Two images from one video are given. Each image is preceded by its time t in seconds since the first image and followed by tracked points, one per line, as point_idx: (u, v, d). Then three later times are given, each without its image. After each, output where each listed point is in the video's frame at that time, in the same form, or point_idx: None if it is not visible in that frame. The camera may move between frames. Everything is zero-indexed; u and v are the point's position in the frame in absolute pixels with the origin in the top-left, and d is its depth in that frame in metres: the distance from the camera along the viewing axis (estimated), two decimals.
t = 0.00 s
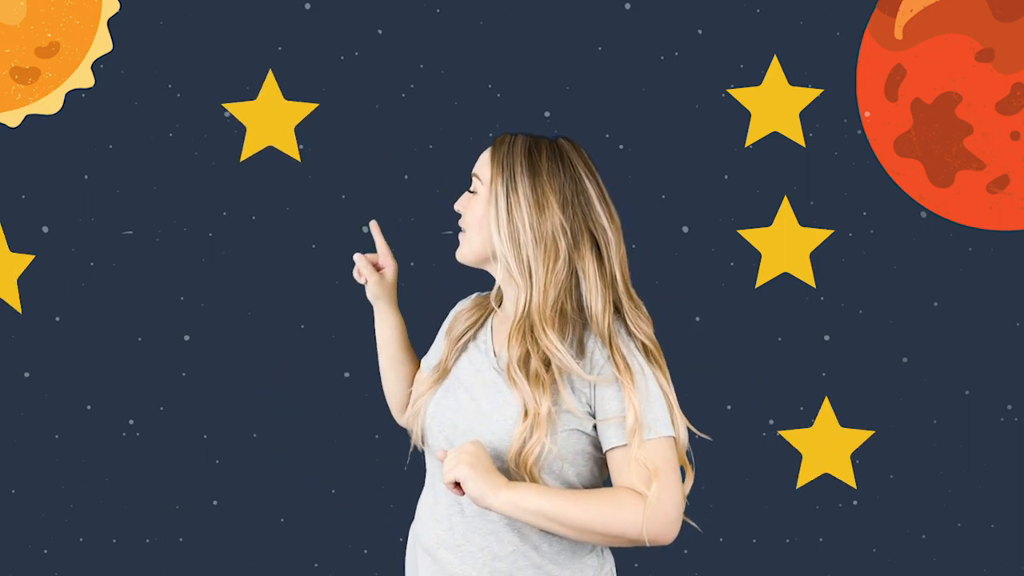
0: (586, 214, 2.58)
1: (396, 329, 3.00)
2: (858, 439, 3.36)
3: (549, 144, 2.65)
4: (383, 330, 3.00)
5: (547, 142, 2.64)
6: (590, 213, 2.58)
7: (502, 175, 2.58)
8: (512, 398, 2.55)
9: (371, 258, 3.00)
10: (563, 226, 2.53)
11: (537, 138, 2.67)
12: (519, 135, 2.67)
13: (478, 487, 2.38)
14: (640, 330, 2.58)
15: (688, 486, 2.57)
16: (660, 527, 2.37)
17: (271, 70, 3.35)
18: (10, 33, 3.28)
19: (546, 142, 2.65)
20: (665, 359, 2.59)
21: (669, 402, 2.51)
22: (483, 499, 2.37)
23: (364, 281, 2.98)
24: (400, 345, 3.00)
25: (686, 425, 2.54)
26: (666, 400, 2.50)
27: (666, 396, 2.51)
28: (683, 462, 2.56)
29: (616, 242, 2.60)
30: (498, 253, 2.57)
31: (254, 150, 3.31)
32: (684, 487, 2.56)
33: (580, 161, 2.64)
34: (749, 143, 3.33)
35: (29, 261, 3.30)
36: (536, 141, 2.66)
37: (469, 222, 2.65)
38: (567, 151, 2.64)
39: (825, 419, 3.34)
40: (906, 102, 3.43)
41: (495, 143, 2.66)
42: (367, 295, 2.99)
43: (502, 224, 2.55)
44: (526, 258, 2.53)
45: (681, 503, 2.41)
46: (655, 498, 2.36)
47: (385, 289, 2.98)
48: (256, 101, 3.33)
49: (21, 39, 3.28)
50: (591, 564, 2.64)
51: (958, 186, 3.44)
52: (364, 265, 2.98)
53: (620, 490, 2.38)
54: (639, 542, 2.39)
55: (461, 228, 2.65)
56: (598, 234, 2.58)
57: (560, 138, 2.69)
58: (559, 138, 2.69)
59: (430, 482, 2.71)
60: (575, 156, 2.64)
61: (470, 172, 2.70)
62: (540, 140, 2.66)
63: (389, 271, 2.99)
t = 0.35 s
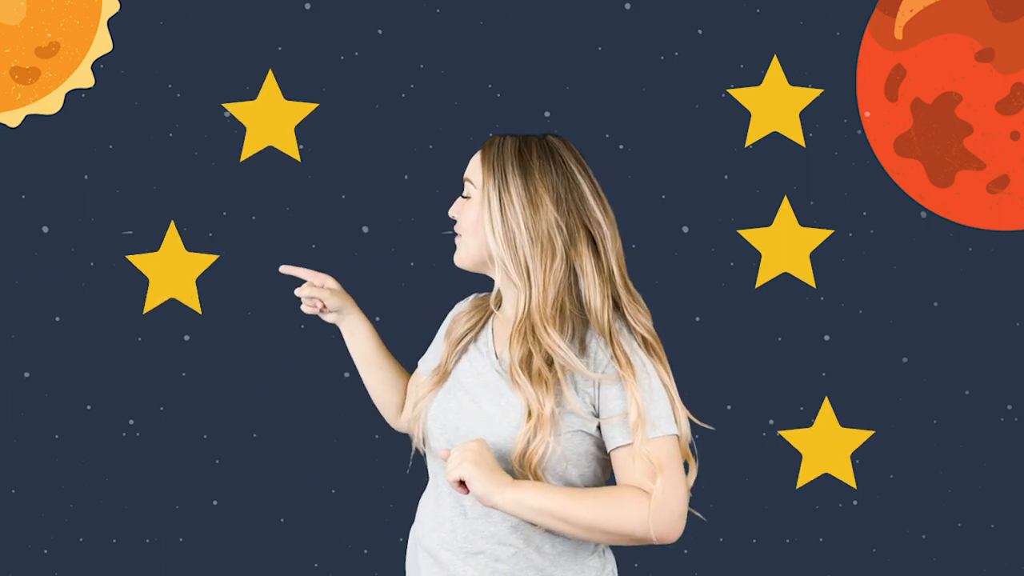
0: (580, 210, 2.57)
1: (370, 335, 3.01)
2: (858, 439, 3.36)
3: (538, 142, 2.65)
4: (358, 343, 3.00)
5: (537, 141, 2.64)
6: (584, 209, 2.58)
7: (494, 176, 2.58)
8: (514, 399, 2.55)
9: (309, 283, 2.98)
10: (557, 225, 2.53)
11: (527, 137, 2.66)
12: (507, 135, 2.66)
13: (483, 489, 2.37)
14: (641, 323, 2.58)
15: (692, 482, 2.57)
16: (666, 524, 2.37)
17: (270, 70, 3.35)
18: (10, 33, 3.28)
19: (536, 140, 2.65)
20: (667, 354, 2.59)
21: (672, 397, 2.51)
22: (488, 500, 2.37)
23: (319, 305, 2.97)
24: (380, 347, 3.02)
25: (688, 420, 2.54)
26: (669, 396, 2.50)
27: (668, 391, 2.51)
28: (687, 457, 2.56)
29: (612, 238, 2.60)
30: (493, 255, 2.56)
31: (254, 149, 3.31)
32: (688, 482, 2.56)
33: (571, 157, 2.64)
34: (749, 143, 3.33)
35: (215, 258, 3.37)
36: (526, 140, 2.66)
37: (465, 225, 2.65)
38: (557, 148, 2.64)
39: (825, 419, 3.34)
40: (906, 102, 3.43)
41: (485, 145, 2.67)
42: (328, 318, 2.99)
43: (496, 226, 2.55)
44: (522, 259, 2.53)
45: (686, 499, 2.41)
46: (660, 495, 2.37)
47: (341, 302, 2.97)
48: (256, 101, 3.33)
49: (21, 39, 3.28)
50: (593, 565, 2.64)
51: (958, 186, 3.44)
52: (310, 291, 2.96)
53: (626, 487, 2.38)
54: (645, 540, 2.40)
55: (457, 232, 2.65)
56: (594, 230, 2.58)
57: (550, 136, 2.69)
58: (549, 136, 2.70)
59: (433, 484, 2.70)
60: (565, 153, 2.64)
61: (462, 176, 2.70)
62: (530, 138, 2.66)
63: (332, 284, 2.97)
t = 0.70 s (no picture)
0: (563, 208, 2.57)
1: (376, 337, 3.01)
2: (858, 439, 3.36)
3: (519, 143, 2.65)
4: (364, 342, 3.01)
5: (518, 141, 2.65)
6: (568, 207, 2.58)
7: (476, 180, 2.58)
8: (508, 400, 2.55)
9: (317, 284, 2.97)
10: (540, 224, 2.53)
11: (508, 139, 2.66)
12: (488, 139, 2.67)
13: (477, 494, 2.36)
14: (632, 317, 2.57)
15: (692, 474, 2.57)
16: (665, 520, 2.36)
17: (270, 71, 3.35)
18: (10, 33, 3.28)
19: (517, 141, 2.65)
20: (661, 349, 2.58)
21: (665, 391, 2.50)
22: (485, 505, 2.36)
23: (327, 305, 2.96)
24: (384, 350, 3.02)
25: (685, 413, 2.54)
26: (662, 391, 2.49)
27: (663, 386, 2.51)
28: (686, 449, 2.56)
29: (598, 234, 2.60)
30: (478, 259, 2.57)
31: (254, 150, 3.31)
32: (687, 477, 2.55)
33: (551, 154, 2.63)
34: (749, 143, 3.33)
35: (259, 258, 3.38)
36: (508, 142, 2.66)
37: (454, 230, 2.67)
38: (537, 147, 2.64)
39: (824, 419, 3.34)
40: (906, 102, 3.43)
41: (467, 149, 2.68)
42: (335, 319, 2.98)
43: (479, 229, 2.55)
44: (507, 260, 2.54)
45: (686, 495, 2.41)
46: (659, 493, 2.37)
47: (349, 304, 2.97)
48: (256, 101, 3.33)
49: (21, 39, 3.28)
50: (595, 565, 2.64)
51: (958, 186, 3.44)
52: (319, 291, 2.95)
53: (623, 487, 2.38)
54: (645, 538, 2.39)
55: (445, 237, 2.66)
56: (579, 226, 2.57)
57: (532, 135, 2.70)
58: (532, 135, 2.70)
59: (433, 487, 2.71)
60: (546, 151, 2.64)
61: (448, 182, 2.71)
62: (510, 140, 2.66)
63: (341, 286, 2.96)
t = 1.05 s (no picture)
0: (548, 208, 2.57)
1: (404, 380, 3.04)
2: (858, 439, 3.36)
3: (502, 144, 2.65)
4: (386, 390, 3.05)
5: (502, 143, 2.65)
6: (552, 206, 2.57)
7: (459, 185, 2.59)
8: (501, 401, 2.55)
9: (352, 331, 3.02)
10: (524, 226, 2.53)
11: (491, 141, 2.67)
12: (471, 142, 2.67)
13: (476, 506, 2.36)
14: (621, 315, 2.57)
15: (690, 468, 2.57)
16: (664, 520, 2.36)
17: (270, 71, 3.35)
18: (10, 33, 3.28)
19: (501, 142, 2.65)
20: (655, 346, 2.58)
21: (658, 388, 2.49)
22: (485, 514, 2.36)
23: (357, 353, 3.01)
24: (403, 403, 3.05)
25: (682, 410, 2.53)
26: (655, 389, 2.48)
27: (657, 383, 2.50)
28: (683, 445, 2.56)
29: (584, 232, 2.59)
30: (464, 265, 2.58)
31: (254, 150, 3.31)
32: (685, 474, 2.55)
33: (534, 154, 2.63)
34: (749, 143, 3.33)
35: (259, 258, 3.38)
36: (491, 144, 2.66)
37: (442, 234, 2.68)
38: (520, 147, 2.64)
39: (824, 419, 3.34)
40: (906, 102, 3.43)
41: (452, 153, 2.68)
42: (361, 366, 3.01)
43: (463, 234, 2.56)
44: (493, 263, 2.54)
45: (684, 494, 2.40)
46: (658, 493, 2.36)
47: (379, 356, 3.01)
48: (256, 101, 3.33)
49: (21, 39, 3.28)
50: (595, 566, 2.63)
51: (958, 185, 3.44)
52: (352, 336, 3.01)
53: (622, 488, 2.38)
54: (645, 537, 2.39)
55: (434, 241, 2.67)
56: (564, 225, 2.57)
57: (516, 135, 2.69)
58: (516, 135, 2.70)
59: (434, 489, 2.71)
60: (529, 150, 2.64)
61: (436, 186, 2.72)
62: (494, 142, 2.66)
63: (377, 336, 3.03)
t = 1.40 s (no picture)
0: (552, 211, 2.57)
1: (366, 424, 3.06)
2: (858, 439, 3.35)
3: (507, 144, 2.65)
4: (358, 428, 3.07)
5: (507, 144, 2.65)
6: (556, 210, 2.57)
7: (463, 185, 2.59)
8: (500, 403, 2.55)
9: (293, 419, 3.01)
10: (527, 229, 2.53)
11: (497, 141, 2.67)
12: (477, 142, 2.67)
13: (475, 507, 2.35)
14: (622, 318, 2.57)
15: (688, 470, 2.57)
16: (662, 523, 2.36)
17: (270, 71, 3.36)
18: (10, 33, 3.28)
19: (507, 143, 2.65)
20: (656, 351, 2.58)
21: (659, 393, 2.49)
22: (486, 515, 2.35)
23: (312, 436, 3.00)
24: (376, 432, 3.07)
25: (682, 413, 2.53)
26: (656, 395, 2.48)
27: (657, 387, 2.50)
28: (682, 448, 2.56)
29: (587, 237, 2.59)
30: (464, 265, 2.58)
31: (254, 150, 3.31)
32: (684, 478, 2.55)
33: (539, 156, 2.63)
34: (749, 143, 3.33)
35: (259, 257, 3.38)
36: (496, 144, 2.66)
37: (445, 234, 2.68)
38: (526, 148, 2.64)
39: (824, 419, 3.34)
40: (906, 102, 3.43)
41: (457, 152, 2.68)
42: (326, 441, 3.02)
43: (465, 235, 2.56)
44: (495, 265, 2.54)
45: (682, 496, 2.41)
46: (657, 496, 2.37)
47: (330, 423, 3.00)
48: (256, 101, 3.33)
49: (21, 39, 3.28)
50: (592, 566, 2.63)
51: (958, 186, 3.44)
52: (299, 432, 2.99)
53: (621, 491, 2.38)
54: (645, 539, 2.39)
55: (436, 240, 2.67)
56: (567, 229, 2.57)
57: (522, 136, 2.70)
58: (521, 136, 2.70)
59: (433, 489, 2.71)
60: (535, 152, 2.64)
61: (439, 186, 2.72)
62: (499, 142, 2.66)
63: (314, 413, 3.00)
